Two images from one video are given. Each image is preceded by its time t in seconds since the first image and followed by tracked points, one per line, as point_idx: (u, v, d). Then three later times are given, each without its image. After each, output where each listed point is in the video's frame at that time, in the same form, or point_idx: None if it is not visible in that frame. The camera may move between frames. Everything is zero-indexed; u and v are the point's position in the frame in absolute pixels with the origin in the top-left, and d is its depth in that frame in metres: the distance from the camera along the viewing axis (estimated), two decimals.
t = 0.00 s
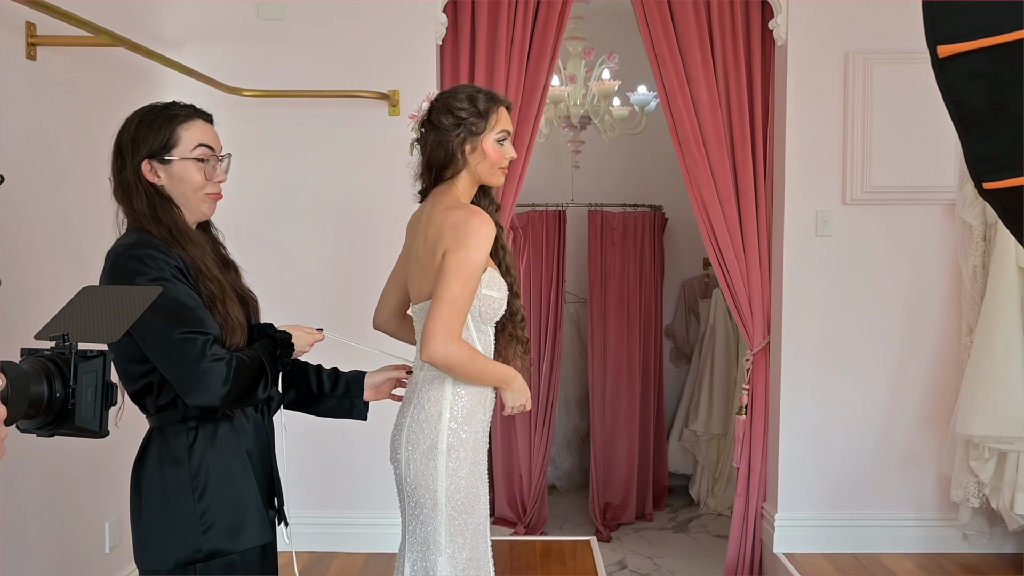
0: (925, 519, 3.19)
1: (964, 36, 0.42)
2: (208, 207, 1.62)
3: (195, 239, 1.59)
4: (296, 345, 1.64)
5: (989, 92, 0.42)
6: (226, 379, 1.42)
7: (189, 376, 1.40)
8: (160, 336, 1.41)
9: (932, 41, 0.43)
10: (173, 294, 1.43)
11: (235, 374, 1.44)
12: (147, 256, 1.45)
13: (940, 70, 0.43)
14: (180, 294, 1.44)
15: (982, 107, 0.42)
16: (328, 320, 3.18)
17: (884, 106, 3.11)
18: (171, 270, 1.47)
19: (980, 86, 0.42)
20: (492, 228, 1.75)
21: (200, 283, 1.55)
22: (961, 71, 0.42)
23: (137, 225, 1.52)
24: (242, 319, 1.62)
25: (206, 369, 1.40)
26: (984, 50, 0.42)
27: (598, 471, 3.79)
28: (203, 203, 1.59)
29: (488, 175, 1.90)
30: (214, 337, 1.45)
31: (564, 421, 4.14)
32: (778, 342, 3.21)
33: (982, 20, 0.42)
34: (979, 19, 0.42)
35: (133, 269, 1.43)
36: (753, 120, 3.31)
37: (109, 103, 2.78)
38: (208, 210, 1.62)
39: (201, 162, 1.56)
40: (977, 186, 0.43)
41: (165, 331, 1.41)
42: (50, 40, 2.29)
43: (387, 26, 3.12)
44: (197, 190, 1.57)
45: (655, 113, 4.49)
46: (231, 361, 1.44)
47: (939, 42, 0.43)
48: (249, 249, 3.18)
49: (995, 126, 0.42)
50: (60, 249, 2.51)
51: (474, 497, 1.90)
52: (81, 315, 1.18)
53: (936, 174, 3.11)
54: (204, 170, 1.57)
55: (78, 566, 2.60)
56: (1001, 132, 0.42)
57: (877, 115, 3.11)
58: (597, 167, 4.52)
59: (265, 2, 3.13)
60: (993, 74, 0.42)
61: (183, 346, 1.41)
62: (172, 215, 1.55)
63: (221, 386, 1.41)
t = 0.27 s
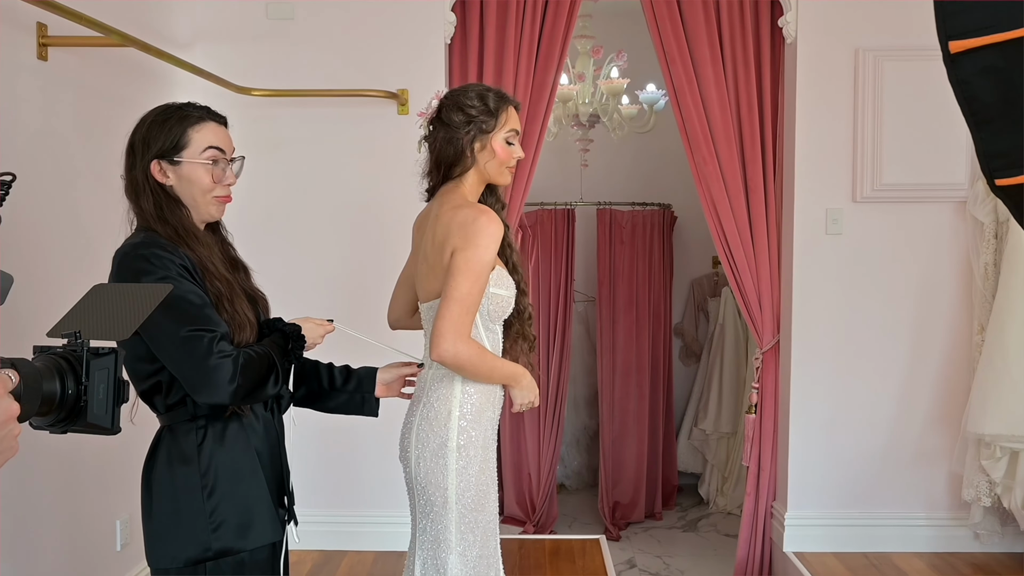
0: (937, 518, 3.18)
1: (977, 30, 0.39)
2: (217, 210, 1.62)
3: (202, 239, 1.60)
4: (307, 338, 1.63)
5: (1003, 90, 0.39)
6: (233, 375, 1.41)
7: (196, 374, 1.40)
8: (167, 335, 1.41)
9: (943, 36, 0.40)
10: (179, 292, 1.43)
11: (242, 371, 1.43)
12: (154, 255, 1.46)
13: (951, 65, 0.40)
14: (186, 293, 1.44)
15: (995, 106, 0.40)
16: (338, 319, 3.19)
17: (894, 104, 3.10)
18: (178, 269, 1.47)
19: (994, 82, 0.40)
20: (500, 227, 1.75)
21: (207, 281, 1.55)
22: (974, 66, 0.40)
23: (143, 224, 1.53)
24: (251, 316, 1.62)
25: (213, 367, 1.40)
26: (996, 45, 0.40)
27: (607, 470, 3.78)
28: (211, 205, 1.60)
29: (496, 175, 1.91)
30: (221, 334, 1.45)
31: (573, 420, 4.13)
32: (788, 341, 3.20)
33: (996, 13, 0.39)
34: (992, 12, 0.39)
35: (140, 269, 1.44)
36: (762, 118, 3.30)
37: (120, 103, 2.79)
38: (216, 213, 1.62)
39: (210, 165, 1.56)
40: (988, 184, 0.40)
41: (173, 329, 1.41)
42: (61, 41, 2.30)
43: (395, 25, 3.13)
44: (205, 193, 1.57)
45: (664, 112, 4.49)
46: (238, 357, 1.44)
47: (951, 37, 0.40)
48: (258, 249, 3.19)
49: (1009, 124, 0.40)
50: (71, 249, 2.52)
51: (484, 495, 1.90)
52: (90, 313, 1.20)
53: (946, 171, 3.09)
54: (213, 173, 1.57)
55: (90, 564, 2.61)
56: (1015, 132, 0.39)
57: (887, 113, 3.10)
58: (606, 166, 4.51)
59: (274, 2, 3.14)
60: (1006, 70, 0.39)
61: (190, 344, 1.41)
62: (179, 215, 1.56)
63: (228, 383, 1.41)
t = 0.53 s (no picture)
0: (941, 518, 3.17)
1: (977, 31, 0.43)
2: (220, 216, 1.62)
3: (205, 244, 1.59)
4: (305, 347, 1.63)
5: (1003, 85, 0.42)
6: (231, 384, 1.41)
7: (194, 382, 1.40)
8: (166, 341, 1.41)
9: (943, 36, 0.44)
10: (179, 299, 1.43)
11: (240, 380, 1.43)
12: (155, 261, 1.46)
13: (949, 65, 0.44)
14: (186, 300, 1.44)
15: (996, 105, 0.43)
16: (339, 321, 3.19)
17: (895, 103, 3.09)
18: (178, 275, 1.47)
19: (995, 82, 0.43)
20: (498, 229, 1.75)
21: (208, 288, 1.55)
22: (973, 66, 0.43)
23: (147, 227, 1.53)
24: (251, 322, 1.62)
25: (211, 375, 1.40)
26: (993, 45, 0.43)
27: (610, 471, 3.79)
28: (215, 212, 1.60)
29: (495, 180, 1.90)
30: (220, 342, 1.45)
31: (575, 421, 4.13)
32: (791, 341, 3.20)
33: (994, 17, 0.42)
34: (992, 15, 0.42)
35: (139, 276, 1.44)
36: (764, 118, 3.30)
37: (121, 106, 2.79)
38: (220, 219, 1.63)
39: (216, 172, 1.56)
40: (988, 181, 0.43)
41: (172, 335, 1.41)
42: (63, 44, 2.30)
43: (396, 27, 3.13)
44: (209, 199, 1.58)
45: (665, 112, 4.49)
46: (237, 366, 1.44)
47: (951, 38, 0.43)
48: (260, 251, 3.19)
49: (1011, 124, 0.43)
50: (73, 251, 2.52)
51: (486, 496, 1.90)
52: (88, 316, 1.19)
53: (948, 171, 3.09)
54: (218, 180, 1.57)
55: (94, 567, 2.62)
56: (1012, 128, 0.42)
57: (889, 112, 3.10)
58: (608, 166, 4.51)
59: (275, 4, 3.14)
60: (1005, 69, 0.42)
61: (189, 352, 1.41)
62: (182, 219, 1.56)
63: (226, 392, 1.41)
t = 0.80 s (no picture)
0: (942, 516, 3.17)
1: (978, 28, 0.44)
2: (227, 214, 1.63)
3: (211, 244, 1.59)
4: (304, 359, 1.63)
5: (1003, 82, 0.44)
6: (226, 394, 1.41)
7: (191, 388, 1.40)
8: (167, 344, 1.41)
9: (945, 33, 0.46)
10: (184, 303, 1.43)
11: (236, 390, 1.43)
12: (163, 263, 1.46)
13: (952, 60, 0.46)
14: (191, 304, 1.44)
15: (997, 101, 0.45)
16: (341, 320, 3.19)
17: (896, 101, 3.09)
18: (186, 279, 1.48)
19: (995, 79, 0.45)
20: (499, 227, 1.75)
21: (213, 291, 1.54)
22: (974, 63, 0.45)
23: (155, 230, 1.53)
24: (253, 327, 1.62)
25: (208, 383, 1.40)
26: (993, 42, 0.44)
27: (612, 470, 3.79)
28: (222, 210, 1.61)
29: (497, 179, 1.90)
30: (220, 351, 1.45)
31: (576, 419, 4.14)
32: (792, 339, 3.19)
33: (993, 16, 0.44)
34: (992, 12, 0.44)
35: (146, 277, 1.44)
36: (765, 117, 3.30)
37: (122, 105, 2.79)
38: (227, 217, 1.63)
39: (221, 167, 1.57)
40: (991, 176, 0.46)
41: (172, 339, 1.41)
42: (65, 43, 2.31)
43: (397, 25, 3.13)
44: (216, 196, 1.58)
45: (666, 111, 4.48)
46: (234, 375, 1.44)
47: (953, 35, 0.45)
48: (261, 250, 3.19)
49: (1013, 119, 0.45)
50: (74, 250, 2.52)
51: (488, 494, 1.90)
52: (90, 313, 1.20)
53: (950, 169, 3.08)
54: (224, 176, 1.58)
55: (95, 565, 2.62)
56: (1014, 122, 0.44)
57: (890, 110, 3.09)
58: (609, 165, 4.51)
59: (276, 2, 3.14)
60: (1006, 66, 0.44)
61: (189, 357, 1.41)
62: (188, 220, 1.56)
63: (221, 400, 1.41)
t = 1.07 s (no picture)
0: (943, 517, 3.17)
1: (982, 30, 0.47)
2: (236, 225, 1.64)
3: (220, 250, 1.60)
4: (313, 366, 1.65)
5: (1008, 83, 0.47)
6: (231, 397, 1.41)
7: (196, 389, 1.40)
8: (174, 345, 1.41)
9: (950, 34, 0.48)
10: (193, 305, 1.43)
11: (241, 394, 1.43)
12: (173, 265, 1.46)
13: (957, 62, 0.48)
14: (199, 306, 1.44)
15: (999, 100, 0.47)
16: (342, 319, 3.19)
17: (899, 102, 3.09)
18: (195, 282, 1.48)
19: (998, 79, 0.47)
20: (502, 227, 1.75)
21: (222, 296, 1.55)
22: (980, 64, 0.47)
23: (168, 229, 1.53)
24: (258, 334, 1.63)
25: (214, 385, 1.40)
26: (1000, 43, 0.47)
27: (613, 470, 3.78)
28: (232, 219, 1.62)
29: (501, 178, 1.90)
30: (228, 354, 1.45)
31: (577, 419, 4.14)
32: (793, 340, 3.19)
33: (996, 18, 0.47)
34: (998, 15, 0.47)
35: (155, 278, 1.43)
36: (768, 118, 3.30)
37: (125, 103, 2.79)
38: (235, 228, 1.64)
39: (243, 181, 1.59)
40: (995, 177, 0.48)
41: (178, 340, 1.41)
42: (67, 41, 2.31)
43: (400, 25, 3.13)
44: (231, 207, 1.59)
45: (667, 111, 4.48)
46: (240, 378, 1.44)
47: (958, 35, 0.48)
48: (263, 249, 3.19)
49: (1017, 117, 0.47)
50: (76, 248, 2.52)
51: (490, 494, 1.90)
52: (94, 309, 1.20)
53: (952, 170, 3.08)
54: (244, 189, 1.59)
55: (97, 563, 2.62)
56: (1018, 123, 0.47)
57: (893, 111, 3.09)
58: (610, 165, 4.51)
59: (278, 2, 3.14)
60: (1009, 66, 0.47)
61: (195, 359, 1.40)
62: (205, 224, 1.56)
63: (226, 404, 1.41)
